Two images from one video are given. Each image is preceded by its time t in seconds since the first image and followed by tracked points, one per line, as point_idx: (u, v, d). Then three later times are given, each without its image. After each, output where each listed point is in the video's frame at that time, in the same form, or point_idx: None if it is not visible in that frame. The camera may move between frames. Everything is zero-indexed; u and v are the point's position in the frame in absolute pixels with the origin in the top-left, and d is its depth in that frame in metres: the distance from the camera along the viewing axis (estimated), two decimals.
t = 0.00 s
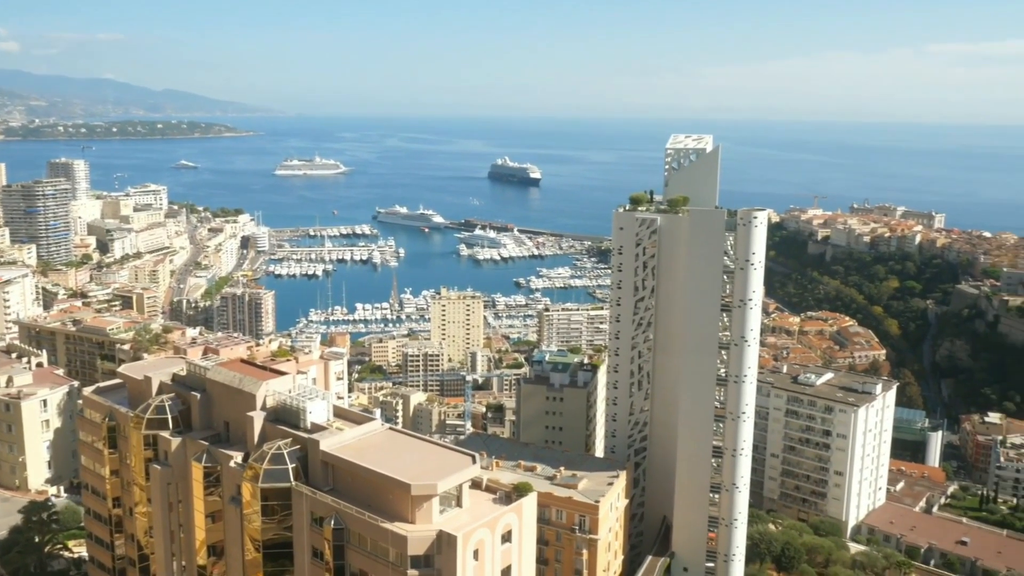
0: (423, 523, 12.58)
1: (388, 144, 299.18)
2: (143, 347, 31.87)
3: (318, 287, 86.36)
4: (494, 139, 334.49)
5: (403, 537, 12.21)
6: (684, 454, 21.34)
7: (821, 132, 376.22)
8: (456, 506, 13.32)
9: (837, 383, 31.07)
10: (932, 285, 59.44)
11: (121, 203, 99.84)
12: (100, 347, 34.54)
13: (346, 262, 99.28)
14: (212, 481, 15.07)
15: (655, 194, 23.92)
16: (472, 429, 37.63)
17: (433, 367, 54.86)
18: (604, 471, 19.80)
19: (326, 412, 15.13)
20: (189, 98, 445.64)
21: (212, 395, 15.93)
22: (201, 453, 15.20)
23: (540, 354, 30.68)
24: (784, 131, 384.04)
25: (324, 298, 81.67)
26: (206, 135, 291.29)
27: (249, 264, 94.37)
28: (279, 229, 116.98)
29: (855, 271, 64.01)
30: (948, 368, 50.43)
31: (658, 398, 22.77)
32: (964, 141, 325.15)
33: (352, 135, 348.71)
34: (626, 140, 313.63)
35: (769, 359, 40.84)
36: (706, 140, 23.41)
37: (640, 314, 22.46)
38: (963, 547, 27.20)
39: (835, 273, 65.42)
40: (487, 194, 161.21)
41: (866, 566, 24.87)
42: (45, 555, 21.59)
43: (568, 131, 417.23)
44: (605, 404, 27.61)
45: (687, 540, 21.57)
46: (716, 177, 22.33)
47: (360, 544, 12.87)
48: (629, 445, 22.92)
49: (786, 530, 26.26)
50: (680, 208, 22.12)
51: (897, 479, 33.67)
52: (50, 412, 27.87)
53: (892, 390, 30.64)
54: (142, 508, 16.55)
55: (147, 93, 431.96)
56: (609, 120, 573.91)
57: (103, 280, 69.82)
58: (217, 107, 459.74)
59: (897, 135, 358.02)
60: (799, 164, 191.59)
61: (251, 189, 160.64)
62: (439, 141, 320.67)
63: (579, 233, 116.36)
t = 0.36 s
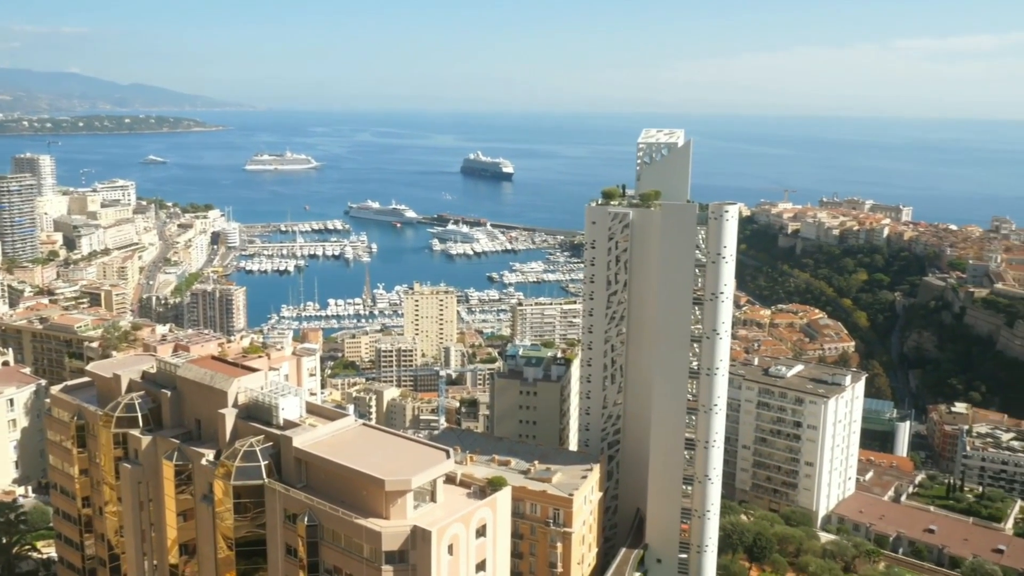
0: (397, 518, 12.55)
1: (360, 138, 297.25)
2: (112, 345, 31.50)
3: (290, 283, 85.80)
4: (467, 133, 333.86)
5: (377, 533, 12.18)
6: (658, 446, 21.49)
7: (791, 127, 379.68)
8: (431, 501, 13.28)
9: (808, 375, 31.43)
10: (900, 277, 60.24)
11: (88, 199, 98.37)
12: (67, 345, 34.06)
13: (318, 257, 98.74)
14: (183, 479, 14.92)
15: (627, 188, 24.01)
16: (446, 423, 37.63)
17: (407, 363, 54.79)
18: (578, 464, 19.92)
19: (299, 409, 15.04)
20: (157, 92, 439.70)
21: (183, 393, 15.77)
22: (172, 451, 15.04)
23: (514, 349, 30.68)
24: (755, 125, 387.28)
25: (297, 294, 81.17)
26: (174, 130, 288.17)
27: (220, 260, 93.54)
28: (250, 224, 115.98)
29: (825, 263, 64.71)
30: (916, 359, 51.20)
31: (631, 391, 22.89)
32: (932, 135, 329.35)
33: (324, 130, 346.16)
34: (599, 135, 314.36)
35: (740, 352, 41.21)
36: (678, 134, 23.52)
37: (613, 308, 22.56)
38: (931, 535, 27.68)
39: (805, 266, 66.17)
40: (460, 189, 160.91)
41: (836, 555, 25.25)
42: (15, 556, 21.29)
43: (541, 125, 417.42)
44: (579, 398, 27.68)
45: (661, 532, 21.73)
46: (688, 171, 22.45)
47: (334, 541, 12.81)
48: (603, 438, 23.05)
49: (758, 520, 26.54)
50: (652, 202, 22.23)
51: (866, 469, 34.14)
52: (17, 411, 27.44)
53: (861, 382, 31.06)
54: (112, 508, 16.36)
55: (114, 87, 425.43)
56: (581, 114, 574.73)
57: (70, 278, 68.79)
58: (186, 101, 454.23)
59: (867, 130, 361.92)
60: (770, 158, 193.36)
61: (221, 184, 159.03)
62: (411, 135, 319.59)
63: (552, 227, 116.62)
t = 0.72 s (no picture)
0: (368, 514, 12.47)
1: (327, 133, 294.98)
2: (76, 343, 31.01)
3: (258, 279, 85.06)
4: (436, 128, 332.82)
5: (349, 529, 12.08)
6: (628, 438, 21.64)
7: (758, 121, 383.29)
8: (402, 497, 13.21)
9: (775, 366, 31.80)
10: (864, 270, 61.09)
11: (50, 194, 96.52)
12: (30, 343, 33.42)
13: (286, 253, 97.99)
14: (150, 478, 14.76)
15: (596, 182, 24.08)
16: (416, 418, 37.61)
17: (377, 358, 54.61)
18: (548, 458, 20.00)
19: (268, 405, 14.91)
20: (119, 86, 432.54)
21: (149, 391, 15.57)
22: (139, 449, 14.87)
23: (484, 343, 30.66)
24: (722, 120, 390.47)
25: (265, 290, 80.50)
26: (138, 124, 283.84)
27: (185, 256, 92.55)
28: (217, 219, 114.69)
29: (791, 256, 65.48)
30: (880, 350, 52.05)
31: (601, 383, 23.00)
32: (895, 129, 334.48)
33: (291, 124, 343.12)
34: (568, 129, 314.89)
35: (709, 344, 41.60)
36: (646, 128, 23.62)
37: (582, 301, 22.65)
38: (896, 523, 28.17)
39: (772, 258, 66.93)
40: (429, 183, 160.42)
41: (803, 544, 25.63)
42: None
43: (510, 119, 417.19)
44: (549, 391, 27.75)
45: (631, 524, 21.90)
46: (656, 165, 22.56)
47: (304, 538, 12.69)
48: (573, 431, 23.16)
49: (726, 510, 26.84)
50: (620, 196, 22.32)
51: (832, 458, 34.65)
52: None
53: (827, 372, 31.49)
54: (77, 508, 16.14)
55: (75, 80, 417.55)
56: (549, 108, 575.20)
57: (32, 274, 67.46)
58: (150, 95, 447.42)
59: (832, 124, 366.63)
60: (737, 152, 195.02)
61: (187, 179, 156.96)
62: (380, 130, 318.00)
63: (521, 221, 116.76)
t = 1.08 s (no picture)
0: (345, 510, 12.37)
1: (302, 127, 292.95)
2: (46, 340, 30.61)
3: (232, 275, 84.46)
4: (411, 122, 331.75)
5: (326, 525, 11.97)
6: (606, 431, 21.73)
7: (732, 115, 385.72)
8: (378, 493, 13.12)
9: (749, 358, 32.07)
10: (837, 262, 61.72)
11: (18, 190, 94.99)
12: None
13: (260, 248, 97.34)
14: (124, 476, 14.60)
15: (571, 177, 24.10)
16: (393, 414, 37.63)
17: (353, 353, 54.44)
18: (526, 452, 20.06)
19: (243, 402, 14.79)
20: (89, 80, 426.26)
21: (122, 388, 15.40)
22: (112, 448, 14.71)
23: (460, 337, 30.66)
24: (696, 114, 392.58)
25: (239, 286, 79.91)
26: (108, 119, 279.96)
27: (158, 252, 91.79)
28: (190, 215, 113.58)
29: (765, 249, 65.99)
30: (853, 341, 52.62)
31: (577, 377, 23.10)
32: (866, 122, 338.33)
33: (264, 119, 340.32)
34: (544, 123, 315.12)
35: (685, 337, 41.87)
36: (621, 123, 23.69)
37: (558, 295, 22.72)
38: (869, 513, 28.55)
39: (746, 252, 67.46)
40: (404, 178, 159.95)
41: (778, 534, 25.89)
42: None
43: (485, 113, 416.77)
44: (526, 385, 27.81)
45: (608, 517, 22.00)
46: (631, 159, 22.64)
47: (281, 534, 12.56)
48: (550, 424, 23.22)
49: (702, 502, 27.04)
50: (596, 190, 22.39)
51: (806, 449, 35.02)
52: None
53: (801, 364, 31.78)
54: (50, 507, 15.98)
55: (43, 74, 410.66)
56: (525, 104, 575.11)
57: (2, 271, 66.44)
58: (121, 90, 441.54)
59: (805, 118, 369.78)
60: (711, 146, 196.21)
61: (159, 174, 155.17)
62: (355, 124, 316.36)
63: (497, 216, 116.76)
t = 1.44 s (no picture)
0: (317, 506, 12.22)
1: (270, 121, 290.50)
2: (9, 338, 30.14)
3: (201, 270, 83.63)
4: (381, 116, 330.00)
5: (298, 521, 11.83)
6: (578, 423, 21.83)
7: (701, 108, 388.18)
8: (351, 488, 12.98)
9: (720, 350, 32.36)
10: (805, 254, 62.42)
11: None
12: None
13: (229, 243, 96.46)
14: (92, 474, 14.39)
15: (542, 170, 24.12)
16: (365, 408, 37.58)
17: (324, 348, 54.17)
18: (498, 445, 20.10)
19: (212, 398, 14.60)
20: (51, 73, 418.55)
21: (90, 386, 15.18)
22: (80, 446, 14.49)
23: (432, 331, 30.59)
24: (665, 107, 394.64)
25: (208, 281, 79.14)
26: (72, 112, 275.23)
27: (125, 247, 90.61)
28: (157, 210, 112.17)
29: (735, 242, 66.57)
30: (821, 332, 53.30)
31: (550, 369, 23.16)
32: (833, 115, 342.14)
33: (231, 112, 336.58)
34: (515, 116, 314.83)
35: (655, 329, 42.17)
36: (592, 116, 23.73)
37: (530, 288, 22.77)
38: (837, 501, 28.96)
39: (716, 244, 68.00)
40: (374, 172, 159.15)
41: (749, 523, 26.19)
42: None
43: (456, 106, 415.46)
44: (499, 379, 27.83)
45: (581, 509, 22.09)
46: (602, 152, 22.69)
47: (252, 531, 12.40)
48: (523, 417, 23.29)
49: (674, 492, 27.27)
50: (567, 183, 22.44)
51: (776, 439, 35.43)
52: None
53: (770, 355, 32.12)
54: (17, 507, 15.74)
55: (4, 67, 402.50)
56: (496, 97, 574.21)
57: None
58: (85, 83, 434.17)
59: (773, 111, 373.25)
60: (681, 139, 197.26)
61: (125, 168, 152.98)
62: (325, 117, 314.12)
63: (468, 209, 116.60)
